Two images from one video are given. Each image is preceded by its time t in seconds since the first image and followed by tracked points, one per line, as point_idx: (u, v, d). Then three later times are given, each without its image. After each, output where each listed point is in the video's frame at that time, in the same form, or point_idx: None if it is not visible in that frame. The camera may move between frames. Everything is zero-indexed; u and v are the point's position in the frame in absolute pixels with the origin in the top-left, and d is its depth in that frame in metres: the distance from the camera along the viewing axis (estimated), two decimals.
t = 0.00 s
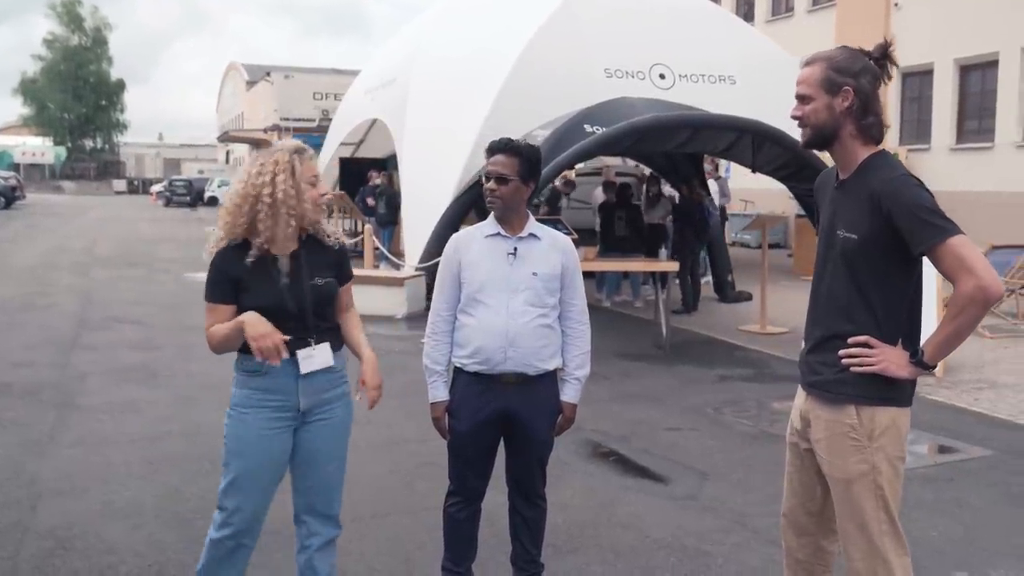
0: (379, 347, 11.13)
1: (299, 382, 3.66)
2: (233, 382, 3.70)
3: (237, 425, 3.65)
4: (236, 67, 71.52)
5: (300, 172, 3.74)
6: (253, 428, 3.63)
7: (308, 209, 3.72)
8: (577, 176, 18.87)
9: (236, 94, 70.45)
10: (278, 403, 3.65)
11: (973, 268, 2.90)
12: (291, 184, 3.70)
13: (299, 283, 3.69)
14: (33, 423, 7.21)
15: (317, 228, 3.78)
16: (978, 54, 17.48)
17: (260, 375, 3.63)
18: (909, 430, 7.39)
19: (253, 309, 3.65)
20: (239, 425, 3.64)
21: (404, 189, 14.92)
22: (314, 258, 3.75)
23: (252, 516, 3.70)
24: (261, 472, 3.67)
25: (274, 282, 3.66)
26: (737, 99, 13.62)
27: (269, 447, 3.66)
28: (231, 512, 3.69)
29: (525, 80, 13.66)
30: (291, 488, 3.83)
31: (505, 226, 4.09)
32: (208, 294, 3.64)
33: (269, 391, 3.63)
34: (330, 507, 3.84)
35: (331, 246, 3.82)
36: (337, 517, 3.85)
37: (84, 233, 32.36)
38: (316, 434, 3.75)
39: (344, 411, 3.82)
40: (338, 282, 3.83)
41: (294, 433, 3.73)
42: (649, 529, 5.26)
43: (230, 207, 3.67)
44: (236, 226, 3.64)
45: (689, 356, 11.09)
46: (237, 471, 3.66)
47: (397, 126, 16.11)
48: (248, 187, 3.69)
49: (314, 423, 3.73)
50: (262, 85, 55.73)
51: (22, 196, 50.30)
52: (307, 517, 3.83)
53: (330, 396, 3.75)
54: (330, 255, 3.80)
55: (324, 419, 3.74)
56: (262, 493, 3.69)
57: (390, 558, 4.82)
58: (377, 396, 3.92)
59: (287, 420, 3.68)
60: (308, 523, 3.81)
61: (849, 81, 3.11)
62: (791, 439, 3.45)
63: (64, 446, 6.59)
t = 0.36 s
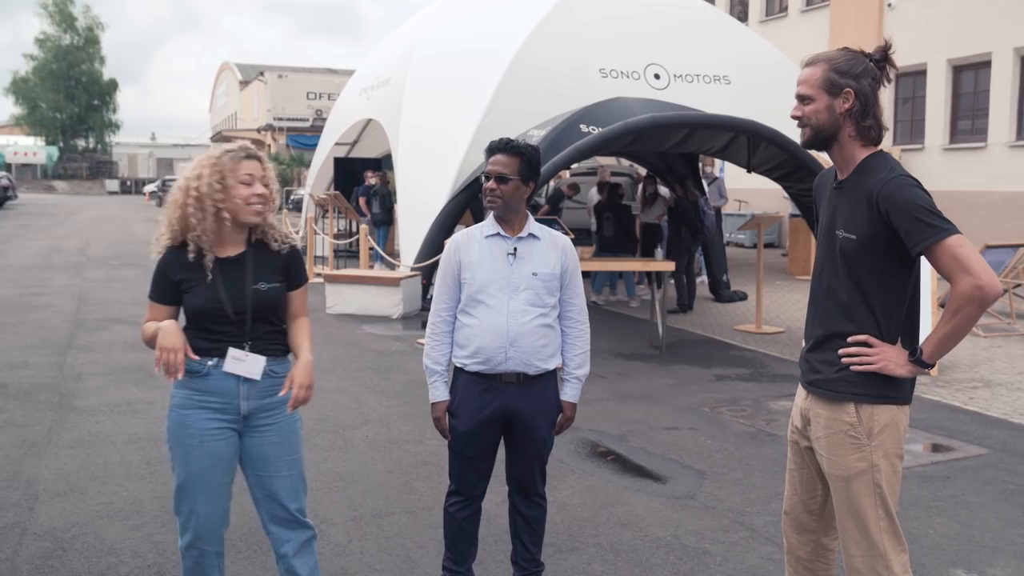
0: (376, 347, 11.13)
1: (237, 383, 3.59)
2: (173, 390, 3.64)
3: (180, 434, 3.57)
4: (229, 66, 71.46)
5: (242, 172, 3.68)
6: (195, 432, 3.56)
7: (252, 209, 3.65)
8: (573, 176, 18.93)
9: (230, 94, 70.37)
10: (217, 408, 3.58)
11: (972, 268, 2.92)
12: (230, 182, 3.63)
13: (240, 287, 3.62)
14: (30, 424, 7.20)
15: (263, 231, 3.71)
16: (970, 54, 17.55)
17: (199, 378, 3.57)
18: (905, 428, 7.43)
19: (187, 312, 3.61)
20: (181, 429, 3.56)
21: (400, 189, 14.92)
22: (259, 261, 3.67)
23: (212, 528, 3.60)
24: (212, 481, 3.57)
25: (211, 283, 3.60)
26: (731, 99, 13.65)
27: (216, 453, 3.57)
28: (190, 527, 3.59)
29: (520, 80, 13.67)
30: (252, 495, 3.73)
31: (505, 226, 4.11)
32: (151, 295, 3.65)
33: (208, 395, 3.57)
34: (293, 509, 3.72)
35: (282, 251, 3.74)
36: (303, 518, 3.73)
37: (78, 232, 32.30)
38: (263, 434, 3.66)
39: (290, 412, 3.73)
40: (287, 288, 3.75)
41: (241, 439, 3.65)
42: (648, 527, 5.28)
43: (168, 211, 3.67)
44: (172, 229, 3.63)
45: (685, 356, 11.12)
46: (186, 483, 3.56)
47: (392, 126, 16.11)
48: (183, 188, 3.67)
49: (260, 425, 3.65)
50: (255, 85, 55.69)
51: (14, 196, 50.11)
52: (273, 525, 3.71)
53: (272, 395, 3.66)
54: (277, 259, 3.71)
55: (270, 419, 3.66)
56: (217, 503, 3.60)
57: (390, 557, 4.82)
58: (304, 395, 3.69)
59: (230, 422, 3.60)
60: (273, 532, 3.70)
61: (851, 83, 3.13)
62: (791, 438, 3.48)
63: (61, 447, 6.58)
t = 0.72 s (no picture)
0: (370, 347, 11.13)
1: (208, 381, 3.56)
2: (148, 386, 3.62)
3: (156, 432, 3.55)
4: (219, 66, 71.28)
5: (206, 171, 3.65)
6: (172, 429, 3.53)
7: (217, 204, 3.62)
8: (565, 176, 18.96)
9: (221, 93, 70.23)
10: (190, 404, 3.55)
11: (971, 269, 2.95)
12: (189, 181, 3.61)
13: (212, 281, 3.59)
14: (25, 425, 7.18)
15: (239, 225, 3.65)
16: (961, 55, 17.65)
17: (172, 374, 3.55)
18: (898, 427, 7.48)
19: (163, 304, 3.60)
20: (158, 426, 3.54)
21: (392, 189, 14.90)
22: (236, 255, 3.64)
23: (191, 527, 3.57)
24: (189, 479, 3.55)
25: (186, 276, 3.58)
26: (724, 99, 13.69)
27: (192, 449, 3.55)
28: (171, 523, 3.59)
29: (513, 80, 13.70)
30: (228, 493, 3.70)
31: (504, 226, 4.13)
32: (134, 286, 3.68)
33: (180, 391, 3.54)
34: (264, 509, 3.66)
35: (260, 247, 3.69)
36: (275, 519, 3.68)
37: (68, 232, 32.17)
38: (237, 432, 3.63)
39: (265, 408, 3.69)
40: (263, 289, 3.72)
41: (217, 435, 3.62)
42: (645, 526, 5.31)
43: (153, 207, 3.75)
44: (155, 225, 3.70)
45: (679, 355, 11.17)
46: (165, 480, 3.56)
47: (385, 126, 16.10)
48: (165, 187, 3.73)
49: (235, 421, 3.62)
50: (246, 85, 55.55)
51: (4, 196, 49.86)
52: (247, 524, 3.67)
53: (244, 394, 3.62)
54: (253, 257, 3.67)
55: (244, 415, 3.62)
56: (194, 501, 3.57)
57: (389, 556, 4.84)
58: (275, 415, 3.64)
59: (205, 420, 3.58)
60: (247, 531, 3.66)
61: (854, 86, 3.17)
62: (793, 436, 3.52)
63: (58, 448, 6.58)
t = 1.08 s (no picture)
0: (370, 347, 11.15)
1: (220, 380, 3.55)
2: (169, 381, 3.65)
3: (173, 428, 3.59)
4: (212, 65, 71.14)
5: (225, 169, 3.62)
6: (184, 425, 3.56)
7: (233, 202, 3.59)
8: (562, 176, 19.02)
9: (215, 93, 70.19)
10: (203, 403, 3.56)
11: (982, 270, 2.99)
12: (207, 180, 3.60)
13: (227, 278, 3.57)
14: (27, 426, 7.19)
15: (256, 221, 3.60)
16: (956, 55, 17.71)
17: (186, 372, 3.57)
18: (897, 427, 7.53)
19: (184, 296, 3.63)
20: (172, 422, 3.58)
21: (389, 189, 14.88)
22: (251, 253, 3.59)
23: (203, 522, 3.62)
24: (200, 475, 3.59)
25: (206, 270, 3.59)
26: (720, 99, 13.74)
27: (203, 448, 3.57)
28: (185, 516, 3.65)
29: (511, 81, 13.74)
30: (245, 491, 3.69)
31: (510, 227, 4.16)
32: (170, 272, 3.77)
33: (193, 390, 3.56)
34: (276, 510, 3.61)
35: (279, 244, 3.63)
36: (286, 522, 3.62)
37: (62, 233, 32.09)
38: (250, 434, 3.59)
39: (280, 412, 3.63)
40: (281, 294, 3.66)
41: (232, 436, 3.62)
42: (649, 525, 5.35)
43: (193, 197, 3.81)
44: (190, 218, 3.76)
45: (678, 355, 11.21)
46: (179, 475, 3.61)
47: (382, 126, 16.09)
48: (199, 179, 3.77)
49: (247, 422, 3.59)
50: (239, 84, 55.46)
51: None
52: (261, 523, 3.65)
53: (257, 394, 3.58)
54: (266, 253, 3.59)
55: (256, 418, 3.59)
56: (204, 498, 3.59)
57: (396, 555, 4.88)
58: (304, 439, 3.65)
59: (220, 418, 3.58)
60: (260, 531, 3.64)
61: (866, 90, 3.21)
62: (803, 434, 3.56)
63: (62, 448, 6.59)
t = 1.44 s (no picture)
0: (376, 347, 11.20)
1: (270, 382, 3.57)
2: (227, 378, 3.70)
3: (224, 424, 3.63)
4: (212, 65, 71.20)
5: (285, 181, 3.63)
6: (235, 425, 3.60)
7: (290, 212, 3.58)
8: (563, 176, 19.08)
9: (214, 93, 70.31)
10: (254, 403, 3.60)
11: (1001, 272, 3.05)
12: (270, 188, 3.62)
13: (284, 281, 3.58)
14: (39, 425, 7.23)
15: (312, 232, 3.57)
16: (956, 56, 17.76)
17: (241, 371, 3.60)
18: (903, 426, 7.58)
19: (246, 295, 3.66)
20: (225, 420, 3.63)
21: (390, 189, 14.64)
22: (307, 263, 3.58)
23: (247, 521, 3.66)
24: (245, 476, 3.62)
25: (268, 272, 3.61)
26: (721, 100, 13.81)
27: (252, 449, 3.61)
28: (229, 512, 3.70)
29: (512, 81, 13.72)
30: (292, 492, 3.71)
31: (526, 229, 4.20)
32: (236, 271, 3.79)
33: (247, 390, 3.60)
34: (318, 517, 3.62)
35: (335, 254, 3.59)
36: (326, 529, 3.62)
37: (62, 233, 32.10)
38: (297, 437, 3.60)
39: (330, 418, 3.61)
40: (342, 301, 3.63)
41: (281, 439, 3.63)
42: (661, 524, 5.40)
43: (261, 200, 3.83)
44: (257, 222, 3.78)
45: (682, 355, 11.27)
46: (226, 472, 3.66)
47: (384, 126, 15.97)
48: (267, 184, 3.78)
49: (295, 426, 3.59)
50: (239, 85, 55.49)
51: None
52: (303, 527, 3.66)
53: (307, 399, 3.58)
54: (321, 262, 3.58)
55: (304, 423, 3.58)
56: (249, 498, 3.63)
57: (412, 554, 4.93)
58: (343, 446, 3.61)
59: (269, 420, 3.60)
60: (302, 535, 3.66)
61: (885, 95, 3.27)
62: (820, 435, 3.61)
63: (75, 448, 6.64)
